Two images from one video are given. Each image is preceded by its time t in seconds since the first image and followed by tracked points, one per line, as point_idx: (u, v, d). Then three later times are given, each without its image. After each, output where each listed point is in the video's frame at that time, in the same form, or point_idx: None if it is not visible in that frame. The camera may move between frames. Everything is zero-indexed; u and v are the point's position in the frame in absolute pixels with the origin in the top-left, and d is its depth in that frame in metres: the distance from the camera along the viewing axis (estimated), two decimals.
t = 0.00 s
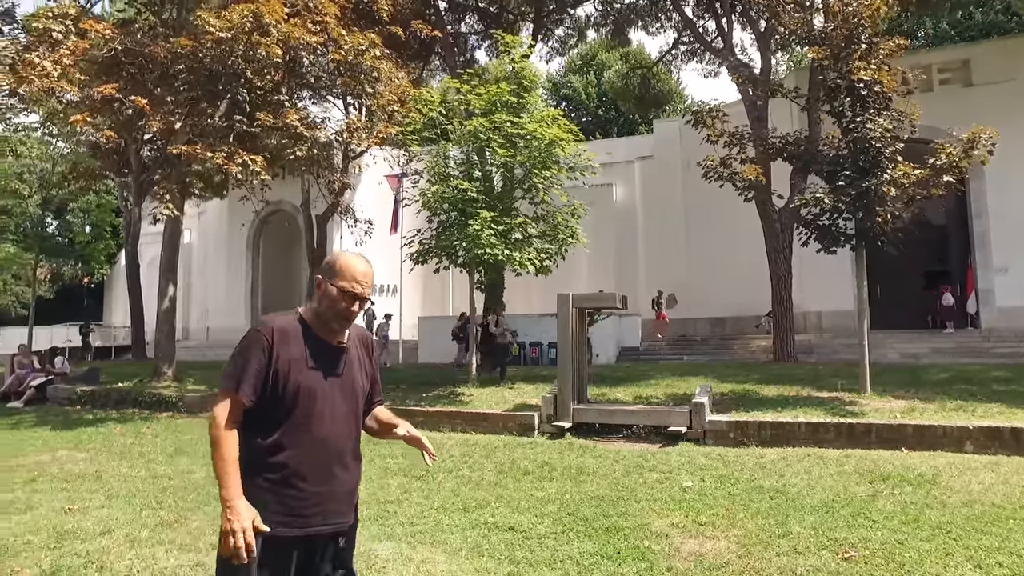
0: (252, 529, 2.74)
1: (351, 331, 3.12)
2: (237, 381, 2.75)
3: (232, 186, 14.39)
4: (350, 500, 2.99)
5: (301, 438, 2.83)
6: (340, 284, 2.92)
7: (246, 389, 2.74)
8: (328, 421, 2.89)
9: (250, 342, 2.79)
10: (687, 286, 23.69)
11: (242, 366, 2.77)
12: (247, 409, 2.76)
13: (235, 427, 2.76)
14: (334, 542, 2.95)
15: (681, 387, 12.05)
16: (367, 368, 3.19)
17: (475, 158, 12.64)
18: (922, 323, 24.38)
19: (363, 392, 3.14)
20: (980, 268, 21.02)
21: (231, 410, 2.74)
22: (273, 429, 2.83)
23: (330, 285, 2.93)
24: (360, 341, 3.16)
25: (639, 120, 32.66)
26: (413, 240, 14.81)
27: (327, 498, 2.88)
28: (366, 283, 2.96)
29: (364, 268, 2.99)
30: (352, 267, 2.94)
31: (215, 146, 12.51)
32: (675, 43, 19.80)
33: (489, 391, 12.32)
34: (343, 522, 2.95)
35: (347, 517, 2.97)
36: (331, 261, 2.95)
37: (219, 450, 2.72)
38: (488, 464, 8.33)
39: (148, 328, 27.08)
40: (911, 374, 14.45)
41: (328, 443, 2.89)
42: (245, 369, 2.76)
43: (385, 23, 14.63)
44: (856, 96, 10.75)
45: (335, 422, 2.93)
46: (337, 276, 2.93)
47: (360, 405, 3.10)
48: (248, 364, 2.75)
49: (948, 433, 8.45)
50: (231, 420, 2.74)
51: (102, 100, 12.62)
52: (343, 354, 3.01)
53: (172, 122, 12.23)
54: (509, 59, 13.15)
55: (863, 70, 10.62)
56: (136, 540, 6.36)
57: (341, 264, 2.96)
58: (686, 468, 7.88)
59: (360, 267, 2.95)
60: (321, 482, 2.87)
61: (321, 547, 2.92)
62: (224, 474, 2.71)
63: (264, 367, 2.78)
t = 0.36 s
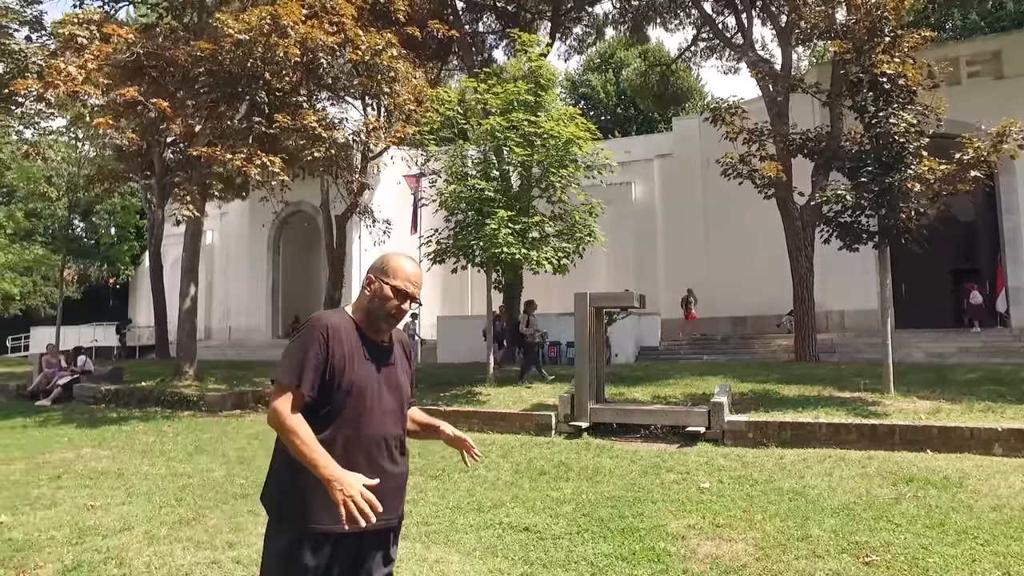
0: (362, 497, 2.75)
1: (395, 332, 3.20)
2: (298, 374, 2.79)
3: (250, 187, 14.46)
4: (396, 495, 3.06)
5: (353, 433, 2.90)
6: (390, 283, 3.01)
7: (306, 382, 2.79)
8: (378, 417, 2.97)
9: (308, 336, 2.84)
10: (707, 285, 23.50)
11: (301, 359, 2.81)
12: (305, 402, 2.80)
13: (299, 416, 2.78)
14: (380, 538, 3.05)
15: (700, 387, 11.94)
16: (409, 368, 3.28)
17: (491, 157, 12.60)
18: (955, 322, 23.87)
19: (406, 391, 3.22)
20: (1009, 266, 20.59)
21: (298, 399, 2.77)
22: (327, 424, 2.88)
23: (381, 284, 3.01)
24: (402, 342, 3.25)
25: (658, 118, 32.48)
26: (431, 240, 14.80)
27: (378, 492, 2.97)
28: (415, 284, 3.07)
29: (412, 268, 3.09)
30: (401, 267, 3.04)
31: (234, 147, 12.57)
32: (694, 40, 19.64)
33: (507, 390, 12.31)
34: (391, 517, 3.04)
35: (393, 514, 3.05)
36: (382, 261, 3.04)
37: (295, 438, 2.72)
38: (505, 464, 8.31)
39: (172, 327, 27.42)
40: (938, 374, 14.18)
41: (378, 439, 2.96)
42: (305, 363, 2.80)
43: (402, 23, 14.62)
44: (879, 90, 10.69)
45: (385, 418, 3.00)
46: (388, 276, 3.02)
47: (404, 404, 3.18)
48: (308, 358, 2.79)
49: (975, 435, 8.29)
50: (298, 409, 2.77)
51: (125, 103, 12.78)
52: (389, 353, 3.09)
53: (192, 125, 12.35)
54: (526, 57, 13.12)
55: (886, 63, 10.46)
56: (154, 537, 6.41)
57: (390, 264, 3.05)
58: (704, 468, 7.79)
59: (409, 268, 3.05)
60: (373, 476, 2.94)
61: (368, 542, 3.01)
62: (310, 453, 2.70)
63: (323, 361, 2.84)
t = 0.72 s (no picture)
0: (415, 453, 2.80)
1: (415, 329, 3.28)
2: (325, 368, 2.86)
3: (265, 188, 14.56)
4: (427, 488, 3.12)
5: (382, 424, 2.97)
6: (409, 279, 3.08)
7: (334, 376, 2.85)
8: (405, 409, 3.04)
9: (334, 331, 2.91)
10: (721, 285, 23.41)
11: (327, 354, 2.88)
12: (336, 393, 2.87)
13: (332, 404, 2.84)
14: (410, 531, 3.11)
15: (713, 387, 11.88)
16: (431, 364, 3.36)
17: (502, 157, 12.61)
18: (979, 320, 23.56)
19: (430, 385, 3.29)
20: None
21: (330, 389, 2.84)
22: (357, 415, 2.95)
23: (399, 280, 3.09)
24: (422, 340, 3.32)
25: (672, 117, 32.37)
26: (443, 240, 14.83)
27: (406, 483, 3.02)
28: (432, 278, 3.14)
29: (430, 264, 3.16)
30: (419, 263, 3.12)
31: (248, 149, 12.67)
32: (708, 38, 19.53)
33: (519, 389, 12.32)
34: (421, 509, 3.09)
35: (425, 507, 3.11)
36: (398, 259, 3.12)
37: (331, 423, 2.77)
38: (515, 463, 8.32)
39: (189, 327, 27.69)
40: (957, 374, 14.00)
41: (407, 429, 3.03)
42: (332, 357, 2.87)
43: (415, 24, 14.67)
44: (896, 87, 10.55)
45: (410, 410, 3.07)
46: (406, 272, 3.08)
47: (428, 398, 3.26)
48: (334, 352, 2.87)
49: (993, 436, 8.17)
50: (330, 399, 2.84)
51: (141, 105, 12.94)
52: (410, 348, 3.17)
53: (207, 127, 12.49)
54: (537, 56, 13.13)
55: (902, 59, 10.31)
56: (167, 534, 6.48)
57: (408, 261, 3.13)
58: (715, 468, 7.77)
59: (426, 263, 3.13)
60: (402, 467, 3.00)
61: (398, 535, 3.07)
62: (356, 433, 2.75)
63: (348, 355, 2.91)
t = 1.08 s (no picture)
0: (419, 442, 2.85)
1: (428, 333, 3.33)
2: (334, 370, 2.94)
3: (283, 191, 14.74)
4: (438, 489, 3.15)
5: (393, 425, 3.01)
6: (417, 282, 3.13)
7: (343, 377, 2.93)
8: (415, 411, 3.08)
9: (344, 335, 2.99)
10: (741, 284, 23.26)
11: (337, 356, 2.95)
12: (345, 395, 2.93)
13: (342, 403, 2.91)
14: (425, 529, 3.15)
15: (729, 387, 11.82)
16: (445, 367, 3.39)
17: (517, 158, 12.66)
18: (1005, 321, 23.19)
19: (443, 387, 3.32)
20: None
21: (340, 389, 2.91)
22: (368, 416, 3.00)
23: (408, 284, 3.14)
24: (436, 343, 3.36)
25: (692, 115, 32.20)
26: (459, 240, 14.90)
27: (418, 483, 3.05)
28: (441, 282, 3.17)
29: (439, 269, 3.21)
30: (429, 268, 3.16)
31: (266, 152, 12.84)
32: (727, 35, 19.40)
33: (535, 390, 12.35)
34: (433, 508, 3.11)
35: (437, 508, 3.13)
36: (408, 264, 3.17)
37: (340, 421, 2.83)
38: (528, 463, 8.34)
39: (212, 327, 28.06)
40: (981, 375, 13.76)
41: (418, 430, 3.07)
42: (342, 359, 2.95)
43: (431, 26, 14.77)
44: (915, 83, 10.38)
45: (421, 411, 3.11)
46: (415, 276, 3.15)
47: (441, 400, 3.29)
48: (344, 354, 2.94)
49: (1015, 438, 8.02)
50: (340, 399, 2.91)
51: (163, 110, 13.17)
52: (423, 351, 3.20)
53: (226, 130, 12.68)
54: (552, 57, 13.15)
55: (921, 55, 10.21)
56: (185, 530, 6.61)
57: (418, 265, 3.17)
58: (728, 469, 7.74)
59: (435, 267, 3.17)
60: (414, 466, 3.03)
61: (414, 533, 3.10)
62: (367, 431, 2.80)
63: (358, 357, 2.98)
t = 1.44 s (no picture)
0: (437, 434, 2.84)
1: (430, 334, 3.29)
2: (343, 384, 2.91)
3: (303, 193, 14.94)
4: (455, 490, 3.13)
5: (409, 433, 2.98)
6: (409, 285, 3.09)
7: (352, 392, 2.90)
8: (428, 415, 3.06)
9: (348, 349, 2.96)
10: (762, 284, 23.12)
11: (345, 371, 2.93)
12: (358, 408, 2.90)
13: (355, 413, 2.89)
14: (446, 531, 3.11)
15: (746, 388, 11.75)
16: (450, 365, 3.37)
17: (532, 159, 12.73)
18: None
19: (451, 386, 3.31)
20: None
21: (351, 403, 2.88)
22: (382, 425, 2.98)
23: (401, 289, 3.10)
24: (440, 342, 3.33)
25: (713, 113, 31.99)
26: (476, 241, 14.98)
27: (438, 487, 3.01)
28: (434, 282, 3.13)
29: (433, 271, 3.15)
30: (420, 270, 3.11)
31: (285, 156, 13.01)
32: (746, 33, 19.27)
33: (551, 390, 12.39)
34: (450, 510, 3.09)
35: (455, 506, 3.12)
36: (399, 269, 3.12)
37: (356, 429, 2.82)
38: (540, 463, 8.37)
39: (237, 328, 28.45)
40: (1006, 377, 13.51)
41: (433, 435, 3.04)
42: (350, 373, 2.92)
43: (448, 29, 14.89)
44: (934, 80, 10.20)
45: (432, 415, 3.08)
46: (407, 280, 3.09)
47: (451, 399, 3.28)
48: (350, 369, 2.91)
49: None
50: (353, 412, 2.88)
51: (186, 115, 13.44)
52: (427, 353, 3.18)
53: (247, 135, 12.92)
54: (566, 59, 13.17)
55: (941, 51, 10.04)
56: (203, 525, 6.76)
57: (409, 268, 3.12)
58: (739, 471, 7.71)
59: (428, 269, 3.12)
60: (431, 471, 2.99)
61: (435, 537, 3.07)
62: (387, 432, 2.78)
63: (365, 369, 2.95)
